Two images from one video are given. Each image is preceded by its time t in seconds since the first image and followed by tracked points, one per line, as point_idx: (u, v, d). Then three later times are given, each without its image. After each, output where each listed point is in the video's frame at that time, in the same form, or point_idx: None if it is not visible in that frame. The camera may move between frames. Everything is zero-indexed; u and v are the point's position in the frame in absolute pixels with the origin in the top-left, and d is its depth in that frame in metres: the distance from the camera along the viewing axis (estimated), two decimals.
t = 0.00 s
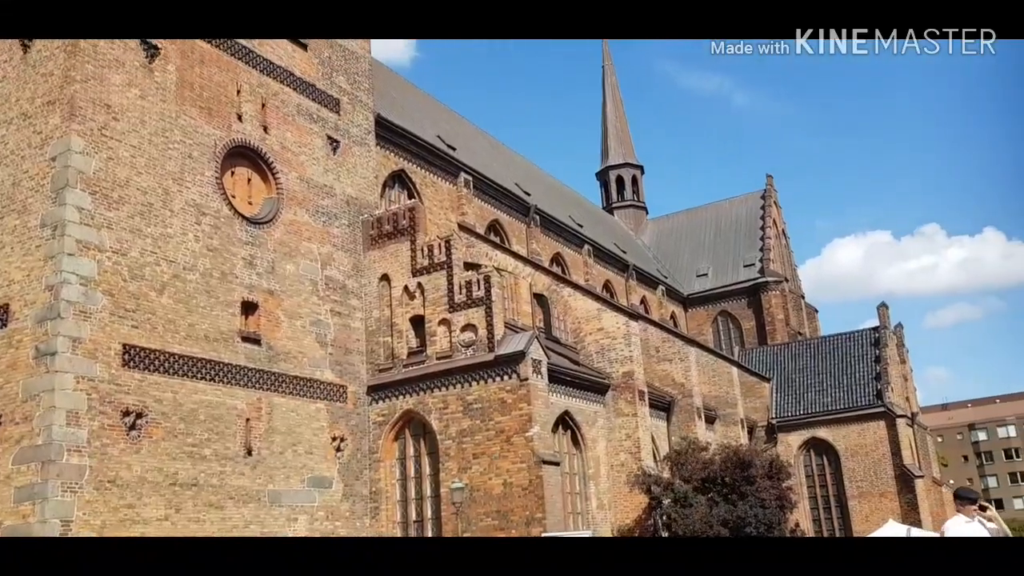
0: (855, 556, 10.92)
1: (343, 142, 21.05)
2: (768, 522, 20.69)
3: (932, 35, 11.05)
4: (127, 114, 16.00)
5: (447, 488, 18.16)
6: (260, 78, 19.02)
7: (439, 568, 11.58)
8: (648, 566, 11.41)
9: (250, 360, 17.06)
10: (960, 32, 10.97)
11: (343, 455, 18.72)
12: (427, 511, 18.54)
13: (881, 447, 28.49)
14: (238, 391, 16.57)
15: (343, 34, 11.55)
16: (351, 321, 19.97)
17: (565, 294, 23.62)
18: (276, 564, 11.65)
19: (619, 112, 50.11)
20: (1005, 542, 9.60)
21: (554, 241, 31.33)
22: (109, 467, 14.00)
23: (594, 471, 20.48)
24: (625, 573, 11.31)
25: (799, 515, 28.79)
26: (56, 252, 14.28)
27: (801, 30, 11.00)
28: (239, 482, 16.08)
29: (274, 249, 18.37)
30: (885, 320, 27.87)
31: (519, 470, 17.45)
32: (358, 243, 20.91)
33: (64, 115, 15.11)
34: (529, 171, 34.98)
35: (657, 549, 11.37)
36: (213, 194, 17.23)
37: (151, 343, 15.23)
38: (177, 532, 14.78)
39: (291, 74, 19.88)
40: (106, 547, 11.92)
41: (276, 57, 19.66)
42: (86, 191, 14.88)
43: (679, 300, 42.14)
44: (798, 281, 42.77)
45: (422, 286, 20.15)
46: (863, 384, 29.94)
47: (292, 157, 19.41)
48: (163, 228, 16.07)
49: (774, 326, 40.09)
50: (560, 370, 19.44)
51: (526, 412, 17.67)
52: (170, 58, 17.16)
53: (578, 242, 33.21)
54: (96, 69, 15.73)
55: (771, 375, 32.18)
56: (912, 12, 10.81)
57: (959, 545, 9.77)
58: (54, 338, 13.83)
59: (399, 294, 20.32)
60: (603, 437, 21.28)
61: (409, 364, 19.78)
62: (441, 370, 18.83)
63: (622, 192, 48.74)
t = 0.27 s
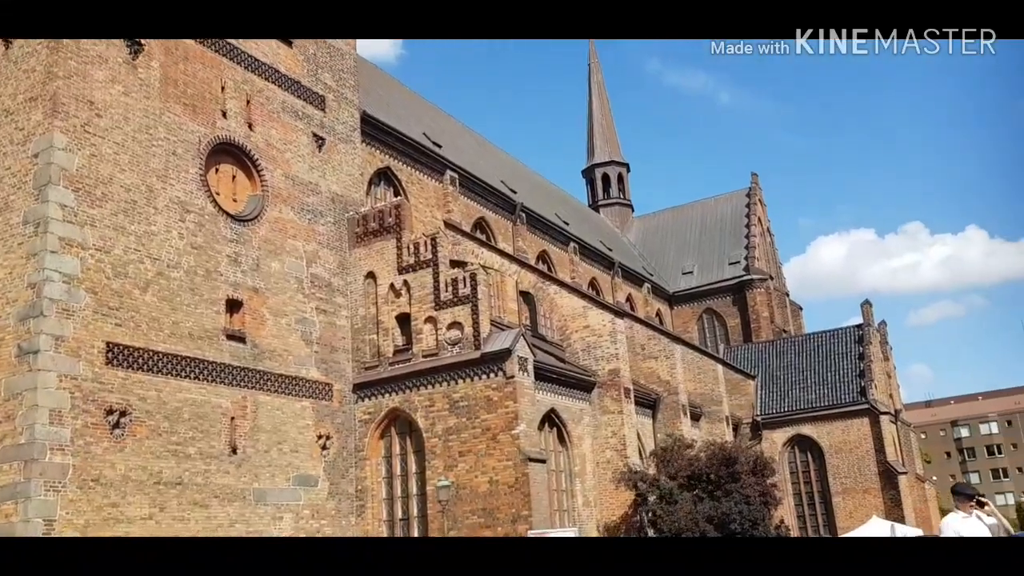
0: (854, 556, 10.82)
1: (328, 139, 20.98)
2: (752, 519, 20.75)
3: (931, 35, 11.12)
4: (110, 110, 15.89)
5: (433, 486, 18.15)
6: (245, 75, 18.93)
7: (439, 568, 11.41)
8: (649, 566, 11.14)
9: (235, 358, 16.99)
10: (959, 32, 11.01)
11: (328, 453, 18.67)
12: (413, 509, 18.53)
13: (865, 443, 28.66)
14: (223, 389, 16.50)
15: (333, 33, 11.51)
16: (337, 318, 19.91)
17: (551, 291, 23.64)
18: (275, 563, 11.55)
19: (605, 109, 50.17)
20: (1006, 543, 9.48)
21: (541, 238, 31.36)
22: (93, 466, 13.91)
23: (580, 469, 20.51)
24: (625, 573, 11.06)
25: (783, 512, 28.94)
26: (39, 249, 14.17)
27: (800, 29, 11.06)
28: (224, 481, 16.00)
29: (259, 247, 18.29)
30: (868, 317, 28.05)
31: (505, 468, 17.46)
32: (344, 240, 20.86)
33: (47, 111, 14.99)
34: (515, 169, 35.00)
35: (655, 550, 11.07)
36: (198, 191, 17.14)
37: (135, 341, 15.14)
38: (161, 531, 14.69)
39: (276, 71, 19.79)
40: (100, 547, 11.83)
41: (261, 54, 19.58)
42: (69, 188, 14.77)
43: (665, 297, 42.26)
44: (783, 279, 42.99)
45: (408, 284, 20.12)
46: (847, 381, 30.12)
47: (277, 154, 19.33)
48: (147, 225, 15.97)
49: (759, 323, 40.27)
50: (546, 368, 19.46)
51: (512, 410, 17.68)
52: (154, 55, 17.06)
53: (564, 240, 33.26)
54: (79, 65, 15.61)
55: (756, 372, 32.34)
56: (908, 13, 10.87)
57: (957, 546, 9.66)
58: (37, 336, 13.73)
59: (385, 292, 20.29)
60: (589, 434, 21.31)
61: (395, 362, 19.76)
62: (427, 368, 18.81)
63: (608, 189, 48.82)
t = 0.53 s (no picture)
0: (855, 556, 10.69)
1: (319, 136, 20.92)
2: (744, 514, 20.75)
3: (932, 35, 11.08)
4: (100, 107, 15.81)
5: (425, 482, 18.14)
6: (235, 71, 18.86)
7: (439, 568, 11.37)
8: (649, 567, 11.15)
9: (226, 355, 16.94)
10: (960, 32, 10.99)
11: (320, 450, 18.64)
12: (405, 506, 18.52)
13: (855, 438, 28.77)
14: (214, 387, 16.46)
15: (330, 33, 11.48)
16: (328, 315, 19.86)
17: (543, 288, 23.64)
18: (275, 564, 11.55)
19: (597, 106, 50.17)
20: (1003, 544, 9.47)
21: (533, 235, 31.37)
22: (84, 464, 13.87)
23: (572, 465, 20.52)
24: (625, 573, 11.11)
25: (775, 506, 29.02)
26: (28, 247, 14.10)
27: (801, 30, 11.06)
28: (215, 478, 15.96)
29: (250, 244, 18.24)
30: (859, 313, 28.17)
31: (497, 464, 17.47)
32: (335, 237, 20.82)
33: (36, 108, 14.91)
34: (507, 165, 35.01)
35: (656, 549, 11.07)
36: (188, 188, 17.08)
37: (126, 338, 15.09)
38: (153, 530, 14.65)
39: (267, 67, 19.72)
40: (101, 547, 11.81)
41: (252, 50, 19.51)
42: (58, 186, 14.70)
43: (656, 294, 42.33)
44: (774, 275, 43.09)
45: (400, 281, 20.12)
46: (837, 377, 30.24)
47: (268, 151, 19.28)
48: (137, 222, 15.91)
49: (750, 319, 40.37)
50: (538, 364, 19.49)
51: (504, 406, 17.69)
52: (144, 51, 16.98)
53: (556, 236, 33.28)
54: (68, 62, 15.51)
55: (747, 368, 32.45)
56: (906, 12, 10.87)
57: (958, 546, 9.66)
58: (27, 334, 13.67)
59: (377, 289, 20.28)
60: (581, 430, 21.33)
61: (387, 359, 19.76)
62: (419, 365, 18.80)
63: (600, 186, 48.86)
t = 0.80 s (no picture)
0: (854, 556, 10.70)
1: (309, 132, 20.86)
2: (735, 508, 20.72)
3: (932, 36, 11.02)
4: (88, 103, 15.72)
5: (417, 478, 18.14)
6: (224, 67, 18.79)
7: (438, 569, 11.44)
8: (649, 567, 11.15)
9: (217, 352, 16.90)
10: (960, 32, 10.93)
11: (312, 447, 18.61)
12: (397, 502, 18.53)
13: (846, 432, 28.88)
14: (205, 384, 16.42)
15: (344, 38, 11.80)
16: (319, 311, 19.81)
17: (534, 283, 23.64)
18: (275, 564, 11.51)
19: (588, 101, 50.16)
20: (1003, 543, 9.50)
21: (524, 230, 31.38)
22: (75, 462, 13.82)
23: (564, 460, 20.54)
24: (625, 573, 11.09)
25: (766, 500, 29.12)
26: (17, 244, 14.03)
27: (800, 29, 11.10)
28: (207, 475, 15.92)
29: (240, 240, 18.18)
30: (849, 307, 28.27)
31: (489, 459, 17.48)
32: (326, 233, 20.77)
33: (24, 104, 14.82)
34: (498, 161, 34.98)
35: (657, 549, 11.09)
36: (178, 184, 17.01)
37: (116, 335, 15.04)
38: (144, 527, 14.60)
39: (256, 63, 19.65)
40: (102, 547, 11.83)
41: (241, 46, 19.43)
42: (47, 182, 14.62)
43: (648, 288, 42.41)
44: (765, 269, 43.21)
45: (391, 277, 20.11)
46: (828, 370, 30.35)
47: (258, 147, 19.21)
48: (127, 219, 15.85)
49: (741, 314, 40.47)
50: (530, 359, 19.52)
51: (496, 402, 17.69)
52: (132, 47, 16.89)
53: (547, 232, 33.28)
54: (55, 58, 15.41)
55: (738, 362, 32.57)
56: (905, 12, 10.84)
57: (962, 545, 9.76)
58: (17, 332, 13.62)
59: (368, 285, 20.27)
60: (573, 425, 21.36)
61: (379, 355, 19.76)
62: (411, 361, 18.80)
63: (591, 181, 48.89)
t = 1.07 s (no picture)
0: (855, 556, 10.61)
1: (293, 129, 20.77)
2: (719, 504, 20.74)
3: (931, 35, 11.07)
4: (70, 99, 15.58)
5: (402, 476, 18.11)
6: (208, 63, 18.67)
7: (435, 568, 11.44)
8: (649, 567, 11.19)
9: (200, 350, 16.81)
10: (959, 31, 10.97)
11: (297, 445, 18.55)
12: (382, 500, 18.49)
13: (829, 428, 29.06)
14: (189, 381, 16.34)
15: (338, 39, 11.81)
16: (303, 309, 19.72)
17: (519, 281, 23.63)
18: (277, 565, 11.57)
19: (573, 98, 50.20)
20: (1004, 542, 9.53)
21: (509, 228, 31.37)
22: (57, 461, 13.71)
23: (549, 457, 20.58)
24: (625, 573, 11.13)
25: (750, 496, 29.27)
26: None
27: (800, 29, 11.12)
28: (190, 474, 15.84)
29: (224, 237, 18.08)
30: (832, 304, 28.45)
31: (474, 457, 17.48)
32: (311, 230, 20.70)
33: (4, 101, 14.66)
34: (483, 158, 34.95)
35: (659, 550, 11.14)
36: (160, 181, 16.90)
37: (98, 333, 14.94)
38: (127, 526, 14.51)
39: (240, 60, 19.54)
40: (98, 547, 11.84)
41: (224, 42, 19.31)
42: (28, 179, 14.49)
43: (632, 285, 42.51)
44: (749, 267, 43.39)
45: (375, 274, 20.11)
46: (811, 367, 30.52)
47: (241, 144, 19.11)
48: (109, 216, 15.74)
49: (725, 311, 40.64)
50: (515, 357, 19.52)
51: (481, 399, 17.70)
52: (114, 43, 16.76)
53: (533, 229, 33.29)
54: (36, 53, 15.23)
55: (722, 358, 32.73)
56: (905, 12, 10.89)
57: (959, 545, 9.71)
58: None
59: (353, 282, 20.25)
60: (558, 422, 21.40)
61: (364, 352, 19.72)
62: (396, 358, 18.77)
63: (576, 178, 48.93)
